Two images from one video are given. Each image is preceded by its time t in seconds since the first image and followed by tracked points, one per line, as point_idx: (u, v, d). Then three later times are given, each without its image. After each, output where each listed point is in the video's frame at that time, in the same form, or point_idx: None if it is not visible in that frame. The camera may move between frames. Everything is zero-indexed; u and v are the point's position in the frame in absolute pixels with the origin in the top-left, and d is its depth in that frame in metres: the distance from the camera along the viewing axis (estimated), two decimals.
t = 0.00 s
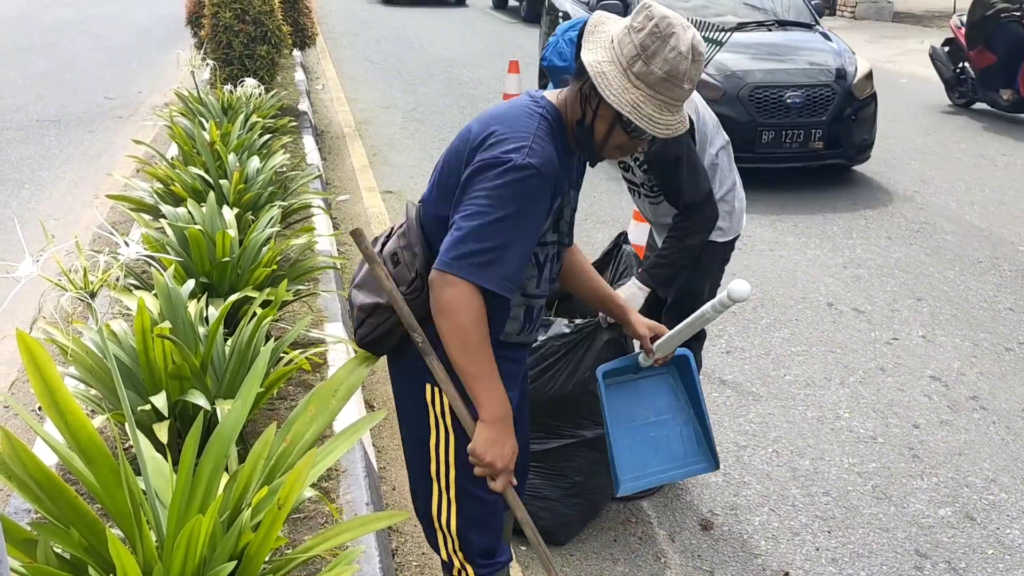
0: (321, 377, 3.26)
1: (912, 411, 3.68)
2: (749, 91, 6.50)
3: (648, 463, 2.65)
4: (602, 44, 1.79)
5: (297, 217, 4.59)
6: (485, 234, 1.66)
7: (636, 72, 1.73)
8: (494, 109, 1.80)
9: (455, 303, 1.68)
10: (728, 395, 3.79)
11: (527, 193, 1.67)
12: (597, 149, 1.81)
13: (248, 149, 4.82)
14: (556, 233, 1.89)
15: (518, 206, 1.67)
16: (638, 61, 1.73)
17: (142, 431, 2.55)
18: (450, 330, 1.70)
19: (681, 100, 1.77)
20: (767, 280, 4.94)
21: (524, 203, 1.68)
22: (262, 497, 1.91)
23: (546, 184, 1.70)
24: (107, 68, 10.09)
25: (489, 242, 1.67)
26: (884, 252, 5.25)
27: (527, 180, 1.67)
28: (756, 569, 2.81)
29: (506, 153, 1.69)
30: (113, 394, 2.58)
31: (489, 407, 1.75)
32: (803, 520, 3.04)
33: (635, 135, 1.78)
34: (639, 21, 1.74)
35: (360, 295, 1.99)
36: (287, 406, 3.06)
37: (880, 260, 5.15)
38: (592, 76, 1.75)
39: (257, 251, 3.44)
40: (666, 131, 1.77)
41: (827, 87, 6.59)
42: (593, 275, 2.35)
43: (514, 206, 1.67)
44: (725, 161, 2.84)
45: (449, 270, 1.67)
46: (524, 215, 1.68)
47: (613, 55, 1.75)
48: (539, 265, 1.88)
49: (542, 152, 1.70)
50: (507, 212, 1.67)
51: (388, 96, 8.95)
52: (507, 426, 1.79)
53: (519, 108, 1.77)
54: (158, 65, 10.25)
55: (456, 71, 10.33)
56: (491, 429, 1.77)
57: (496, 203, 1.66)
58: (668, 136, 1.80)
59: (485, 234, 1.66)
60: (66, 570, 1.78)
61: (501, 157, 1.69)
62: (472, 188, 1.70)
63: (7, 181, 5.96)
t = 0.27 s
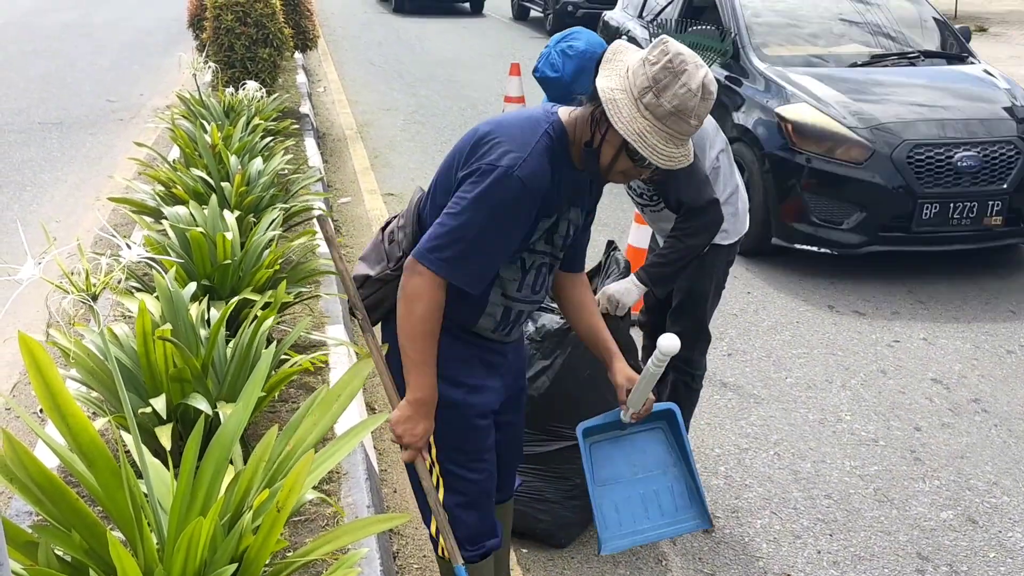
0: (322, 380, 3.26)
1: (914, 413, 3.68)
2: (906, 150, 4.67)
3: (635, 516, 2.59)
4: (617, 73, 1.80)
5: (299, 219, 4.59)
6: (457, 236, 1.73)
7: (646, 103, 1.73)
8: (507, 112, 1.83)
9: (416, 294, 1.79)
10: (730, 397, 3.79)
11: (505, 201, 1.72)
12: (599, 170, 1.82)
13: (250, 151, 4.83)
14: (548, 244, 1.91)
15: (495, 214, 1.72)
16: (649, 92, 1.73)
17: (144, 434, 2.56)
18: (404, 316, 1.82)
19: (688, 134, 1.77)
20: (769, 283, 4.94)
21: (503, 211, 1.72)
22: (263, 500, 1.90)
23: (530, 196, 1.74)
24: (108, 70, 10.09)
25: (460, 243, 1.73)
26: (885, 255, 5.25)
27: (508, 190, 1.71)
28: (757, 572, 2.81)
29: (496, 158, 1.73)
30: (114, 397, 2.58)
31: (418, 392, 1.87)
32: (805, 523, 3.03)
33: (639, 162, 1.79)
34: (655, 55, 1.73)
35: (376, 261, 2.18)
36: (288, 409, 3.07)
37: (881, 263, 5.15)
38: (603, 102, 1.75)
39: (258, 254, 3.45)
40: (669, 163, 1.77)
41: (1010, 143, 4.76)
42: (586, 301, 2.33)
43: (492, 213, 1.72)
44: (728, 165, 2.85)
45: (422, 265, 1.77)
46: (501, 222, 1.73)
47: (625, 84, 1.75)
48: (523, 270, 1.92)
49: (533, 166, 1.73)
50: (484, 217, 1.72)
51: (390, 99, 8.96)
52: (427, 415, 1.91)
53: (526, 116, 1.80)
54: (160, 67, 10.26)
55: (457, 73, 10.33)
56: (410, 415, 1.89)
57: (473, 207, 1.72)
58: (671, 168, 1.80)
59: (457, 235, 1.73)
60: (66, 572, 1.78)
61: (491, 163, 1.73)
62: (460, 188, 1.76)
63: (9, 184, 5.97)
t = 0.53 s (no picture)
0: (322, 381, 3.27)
1: (915, 415, 3.68)
2: None
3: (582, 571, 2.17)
4: (620, 90, 1.80)
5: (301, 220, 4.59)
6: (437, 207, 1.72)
7: (645, 122, 1.73)
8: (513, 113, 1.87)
9: (392, 255, 1.75)
10: (730, 399, 3.79)
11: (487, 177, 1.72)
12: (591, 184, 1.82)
13: (251, 152, 4.83)
14: (528, 254, 1.92)
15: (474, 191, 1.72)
16: (649, 111, 1.72)
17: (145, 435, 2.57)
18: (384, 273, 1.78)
19: (684, 157, 1.76)
20: (770, 284, 4.94)
21: (482, 192, 1.73)
22: (264, 502, 1.90)
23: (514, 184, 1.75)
24: (109, 71, 10.09)
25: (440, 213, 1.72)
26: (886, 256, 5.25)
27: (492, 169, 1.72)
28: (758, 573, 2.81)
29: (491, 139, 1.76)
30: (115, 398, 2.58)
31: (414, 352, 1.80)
32: (805, 524, 3.03)
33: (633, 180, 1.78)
34: (657, 76, 1.73)
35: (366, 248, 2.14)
36: (289, 410, 3.08)
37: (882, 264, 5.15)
38: (602, 116, 1.76)
39: (259, 255, 3.45)
40: (664, 184, 1.76)
41: None
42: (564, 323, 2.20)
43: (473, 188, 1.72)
44: (726, 170, 2.88)
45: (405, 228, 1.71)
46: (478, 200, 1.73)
47: (626, 100, 1.75)
48: (495, 273, 1.93)
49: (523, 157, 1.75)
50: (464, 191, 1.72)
51: (391, 100, 8.96)
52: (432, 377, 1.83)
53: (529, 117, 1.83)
54: (161, 68, 10.27)
55: (458, 74, 10.32)
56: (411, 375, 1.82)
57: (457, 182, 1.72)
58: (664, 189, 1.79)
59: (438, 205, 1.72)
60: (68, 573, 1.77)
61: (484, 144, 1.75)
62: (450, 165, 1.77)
63: (10, 184, 5.98)
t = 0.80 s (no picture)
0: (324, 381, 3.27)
1: (916, 415, 3.68)
2: None
3: None
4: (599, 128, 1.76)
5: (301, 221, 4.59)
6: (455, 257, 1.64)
7: (620, 164, 1.68)
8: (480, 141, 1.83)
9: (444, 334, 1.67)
10: (731, 399, 3.79)
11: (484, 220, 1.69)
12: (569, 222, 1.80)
13: (252, 152, 4.84)
14: (502, 276, 1.94)
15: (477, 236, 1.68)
16: (625, 154, 1.67)
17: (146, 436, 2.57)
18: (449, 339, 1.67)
19: (659, 200, 1.71)
20: (771, 284, 4.94)
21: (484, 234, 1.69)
22: (264, 502, 1.90)
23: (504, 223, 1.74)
24: (110, 71, 10.10)
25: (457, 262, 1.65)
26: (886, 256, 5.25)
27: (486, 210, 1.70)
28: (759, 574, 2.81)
29: (475, 176, 1.72)
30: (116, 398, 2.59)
31: (505, 423, 1.70)
32: (807, 524, 3.03)
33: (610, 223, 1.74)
34: (636, 117, 1.67)
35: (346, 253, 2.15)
36: (290, 410, 3.08)
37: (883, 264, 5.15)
38: (579, 155, 1.72)
39: (260, 255, 3.46)
40: (637, 227, 1.72)
41: None
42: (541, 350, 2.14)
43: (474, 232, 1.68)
44: (728, 171, 2.84)
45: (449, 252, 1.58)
46: (484, 245, 1.69)
47: (604, 140, 1.71)
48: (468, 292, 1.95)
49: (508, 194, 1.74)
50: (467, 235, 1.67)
51: (391, 100, 8.95)
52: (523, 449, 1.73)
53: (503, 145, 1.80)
54: (162, 68, 10.28)
55: (458, 75, 10.32)
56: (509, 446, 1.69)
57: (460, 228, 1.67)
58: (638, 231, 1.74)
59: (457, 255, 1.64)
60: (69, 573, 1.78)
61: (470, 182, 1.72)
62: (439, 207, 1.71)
63: (11, 184, 5.98)
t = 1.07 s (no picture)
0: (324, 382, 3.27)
1: (917, 415, 3.68)
2: None
3: None
4: (586, 135, 1.74)
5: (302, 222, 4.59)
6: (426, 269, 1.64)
7: (606, 174, 1.66)
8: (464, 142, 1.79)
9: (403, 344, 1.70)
10: (732, 399, 3.79)
11: (463, 227, 1.66)
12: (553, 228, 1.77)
13: (252, 153, 4.83)
14: (491, 281, 1.89)
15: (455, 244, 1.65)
16: (611, 163, 1.65)
17: (147, 437, 2.58)
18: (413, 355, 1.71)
19: (647, 209, 1.69)
20: (772, 284, 4.94)
21: (462, 242, 1.66)
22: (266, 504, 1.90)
23: (486, 229, 1.70)
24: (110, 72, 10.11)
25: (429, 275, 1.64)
26: (887, 256, 5.25)
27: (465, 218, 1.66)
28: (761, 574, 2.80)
29: (456, 181, 1.68)
30: (117, 399, 2.59)
31: (468, 429, 1.74)
32: (808, 525, 3.03)
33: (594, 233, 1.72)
34: (623, 126, 1.65)
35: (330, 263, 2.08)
36: (291, 411, 3.09)
37: (884, 264, 5.14)
38: (564, 164, 1.70)
39: (261, 256, 3.45)
40: (624, 236, 1.70)
41: None
42: (527, 351, 2.14)
43: (451, 241, 1.65)
44: (728, 172, 2.83)
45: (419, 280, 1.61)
46: (462, 253, 1.66)
47: (590, 148, 1.69)
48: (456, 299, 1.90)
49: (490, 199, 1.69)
50: (444, 245, 1.64)
51: (392, 101, 8.95)
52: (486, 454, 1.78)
53: (487, 148, 1.76)
54: (162, 69, 10.29)
55: (458, 75, 10.31)
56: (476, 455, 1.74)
57: (437, 236, 1.64)
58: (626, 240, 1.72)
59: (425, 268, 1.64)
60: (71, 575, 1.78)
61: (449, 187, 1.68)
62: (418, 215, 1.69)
63: (12, 185, 5.99)
